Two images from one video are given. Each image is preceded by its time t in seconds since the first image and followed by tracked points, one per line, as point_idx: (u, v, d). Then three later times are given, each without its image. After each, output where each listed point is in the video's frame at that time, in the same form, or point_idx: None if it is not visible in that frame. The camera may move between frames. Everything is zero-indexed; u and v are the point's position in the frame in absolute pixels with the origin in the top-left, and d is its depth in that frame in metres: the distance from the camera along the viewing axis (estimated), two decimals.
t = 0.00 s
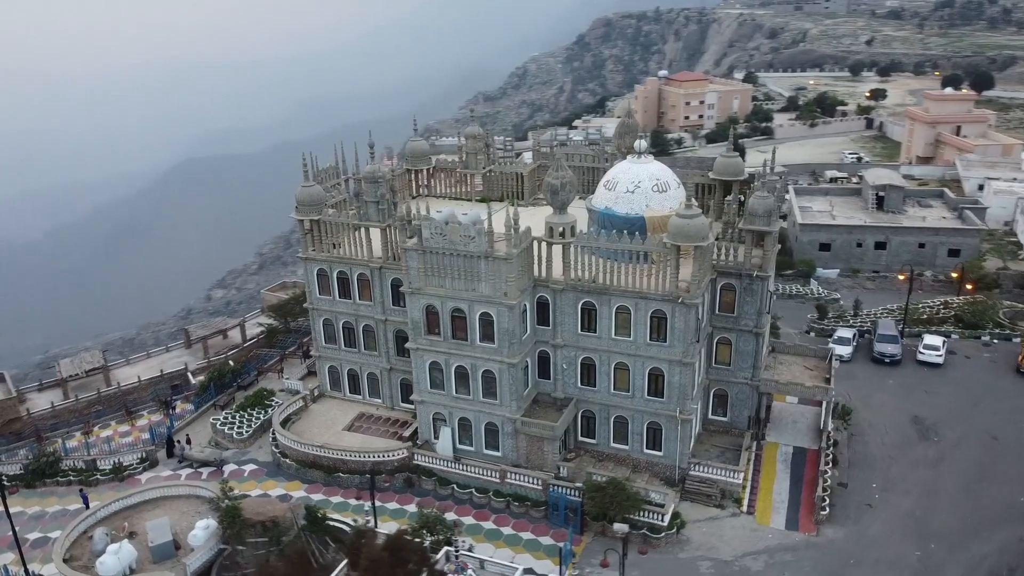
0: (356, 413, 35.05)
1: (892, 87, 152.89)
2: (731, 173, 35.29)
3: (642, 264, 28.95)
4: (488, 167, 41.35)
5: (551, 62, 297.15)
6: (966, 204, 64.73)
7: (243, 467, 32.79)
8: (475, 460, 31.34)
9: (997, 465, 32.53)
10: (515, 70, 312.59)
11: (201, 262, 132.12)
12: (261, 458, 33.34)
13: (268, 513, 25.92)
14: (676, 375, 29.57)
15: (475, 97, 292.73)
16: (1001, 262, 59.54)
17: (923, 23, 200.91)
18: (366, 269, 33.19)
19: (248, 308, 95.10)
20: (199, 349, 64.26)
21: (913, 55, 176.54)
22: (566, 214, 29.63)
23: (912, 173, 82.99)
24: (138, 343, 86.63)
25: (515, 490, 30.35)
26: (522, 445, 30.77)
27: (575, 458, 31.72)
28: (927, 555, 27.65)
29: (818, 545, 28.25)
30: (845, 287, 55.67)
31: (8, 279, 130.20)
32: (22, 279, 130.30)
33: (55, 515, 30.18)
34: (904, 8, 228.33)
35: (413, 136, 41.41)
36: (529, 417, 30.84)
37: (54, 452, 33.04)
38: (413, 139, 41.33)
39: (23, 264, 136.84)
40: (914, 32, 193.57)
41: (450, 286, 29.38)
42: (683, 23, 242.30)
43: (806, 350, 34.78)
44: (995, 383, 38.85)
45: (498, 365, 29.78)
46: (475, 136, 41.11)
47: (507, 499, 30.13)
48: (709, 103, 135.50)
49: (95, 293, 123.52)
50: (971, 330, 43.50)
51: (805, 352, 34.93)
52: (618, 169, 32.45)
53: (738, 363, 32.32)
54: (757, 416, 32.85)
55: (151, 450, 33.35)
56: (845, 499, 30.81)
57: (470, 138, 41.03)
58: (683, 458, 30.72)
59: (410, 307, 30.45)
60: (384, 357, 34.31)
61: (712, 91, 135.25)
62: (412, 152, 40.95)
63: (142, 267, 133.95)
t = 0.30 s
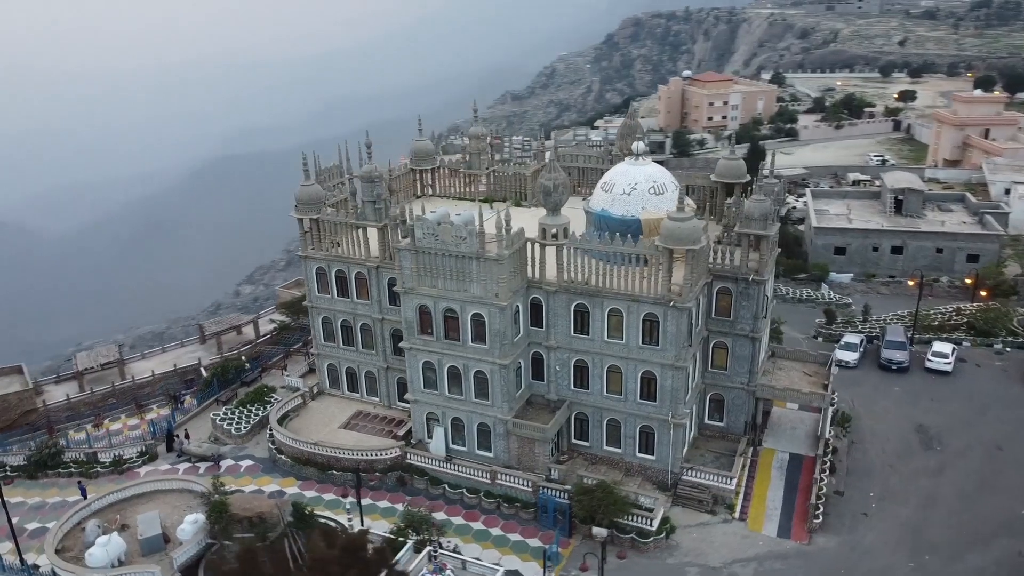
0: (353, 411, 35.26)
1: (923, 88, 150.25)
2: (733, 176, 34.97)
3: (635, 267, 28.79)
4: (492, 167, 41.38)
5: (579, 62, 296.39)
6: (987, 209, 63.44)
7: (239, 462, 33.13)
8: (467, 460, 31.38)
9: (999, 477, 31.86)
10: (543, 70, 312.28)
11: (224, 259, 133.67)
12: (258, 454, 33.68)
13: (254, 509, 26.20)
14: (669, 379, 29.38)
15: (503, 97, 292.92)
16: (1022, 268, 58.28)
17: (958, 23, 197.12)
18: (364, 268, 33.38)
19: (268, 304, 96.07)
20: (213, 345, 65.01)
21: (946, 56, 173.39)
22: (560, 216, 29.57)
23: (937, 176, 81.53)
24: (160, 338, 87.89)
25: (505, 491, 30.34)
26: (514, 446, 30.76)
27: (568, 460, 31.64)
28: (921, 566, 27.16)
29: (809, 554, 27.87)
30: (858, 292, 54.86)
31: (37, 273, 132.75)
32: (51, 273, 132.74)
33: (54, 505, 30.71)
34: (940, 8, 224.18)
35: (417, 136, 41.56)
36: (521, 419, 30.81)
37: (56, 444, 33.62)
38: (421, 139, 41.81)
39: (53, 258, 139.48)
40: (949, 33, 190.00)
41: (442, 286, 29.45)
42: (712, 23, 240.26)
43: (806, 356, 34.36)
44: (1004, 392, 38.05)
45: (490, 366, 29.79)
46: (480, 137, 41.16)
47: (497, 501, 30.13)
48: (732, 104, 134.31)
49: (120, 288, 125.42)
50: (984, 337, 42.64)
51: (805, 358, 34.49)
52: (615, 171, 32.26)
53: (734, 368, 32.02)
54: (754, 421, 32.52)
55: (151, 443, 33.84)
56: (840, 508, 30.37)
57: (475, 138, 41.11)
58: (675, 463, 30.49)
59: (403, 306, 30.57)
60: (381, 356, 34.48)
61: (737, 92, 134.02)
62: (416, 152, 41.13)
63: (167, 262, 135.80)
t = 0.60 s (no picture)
0: (351, 409, 35.48)
1: (956, 89, 147.40)
2: (735, 178, 34.59)
3: (627, 270, 28.64)
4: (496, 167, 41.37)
5: (607, 62, 295.20)
6: (1009, 214, 62.08)
7: (237, 458, 33.51)
8: (459, 461, 31.42)
9: (1002, 489, 31.17)
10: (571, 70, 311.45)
11: (246, 257, 135.12)
12: (255, 450, 34.02)
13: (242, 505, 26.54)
14: (661, 383, 29.17)
15: (530, 96, 292.74)
16: None
17: (995, 24, 192.94)
18: (361, 267, 33.58)
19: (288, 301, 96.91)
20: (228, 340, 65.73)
21: (980, 57, 170.00)
22: (553, 218, 29.51)
23: (963, 181, 79.89)
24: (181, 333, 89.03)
25: (496, 492, 30.33)
26: (506, 448, 30.74)
27: (560, 463, 31.56)
28: None
29: (800, 563, 27.48)
30: (872, 297, 53.99)
31: (65, 268, 135.31)
32: (78, 268, 135.19)
33: (54, 496, 31.28)
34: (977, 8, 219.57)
35: (422, 136, 41.69)
36: (513, 420, 30.78)
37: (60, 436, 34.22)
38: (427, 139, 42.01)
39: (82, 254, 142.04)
40: (986, 33, 186.08)
41: (435, 286, 29.52)
42: (742, 23, 237.77)
43: (805, 362, 33.93)
44: (1013, 402, 37.22)
45: (481, 366, 29.81)
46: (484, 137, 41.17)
47: (488, 501, 30.14)
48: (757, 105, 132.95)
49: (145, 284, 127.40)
50: (996, 345, 41.74)
51: (805, 364, 34.04)
52: (613, 173, 32.08)
53: (731, 373, 31.71)
54: (750, 427, 32.19)
55: (152, 437, 34.35)
56: (835, 517, 29.93)
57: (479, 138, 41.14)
58: (667, 467, 30.27)
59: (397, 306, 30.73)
60: (378, 355, 34.64)
61: (762, 94, 132.60)
62: (420, 151, 41.26)
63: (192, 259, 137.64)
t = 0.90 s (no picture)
0: (348, 406, 35.71)
1: (989, 91, 144.34)
2: (736, 181, 34.30)
3: (619, 272, 28.49)
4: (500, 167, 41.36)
5: (635, 61, 293.71)
6: None
7: (234, 453, 33.88)
8: (451, 460, 31.47)
9: (1003, 501, 30.50)
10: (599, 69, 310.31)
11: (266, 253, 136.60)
12: (252, 446, 34.38)
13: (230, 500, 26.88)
14: (652, 386, 28.99)
15: (558, 96, 292.31)
16: None
17: None
18: (359, 266, 33.78)
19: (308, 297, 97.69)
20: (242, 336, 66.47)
21: (1016, 58, 166.28)
22: (546, 219, 29.46)
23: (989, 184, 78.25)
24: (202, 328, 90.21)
25: (486, 493, 30.34)
26: (497, 448, 30.72)
27: (552, 465, 31.49)
28: None
29: (789, 571, 27.13)
30: (886, 302, 53.16)
31: (94, 266, 137.97)
32: (106, 265, 137.72)
33: (54, 487, 31.88)
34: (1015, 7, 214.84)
35: (427, 136, 41.82)
36: (505, 421, 30.76)
37: (63, 428, 34.85)
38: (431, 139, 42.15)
39: (110, 251, 144.76)
40: None
41: (427, 286, 29.60)
42: (772, 23, 235.05)
43: (805, 368, 33.49)
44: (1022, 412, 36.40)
45: (473, 367, 29.83)
46: (488, 137, 41.17)
47: (478, 502, 30.15)
48: (781, 106, 131.49)
49: (169, 280, 129.29)
50: (1008, 353, 40.86)
51: (804, 370, 33.60)
52: (610, 175, 31.88)
53: (726, 377, 31.40)
54: (745, 432, 31.85)
55: (153, 431, 34.85)
56: (829, 525, 29.49)
57: (483, 139, 41.15)
58: (659, 471, 30.06)
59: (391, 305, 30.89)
60: (375, 353, 34.81)
61: (787, 94, 131.04)
62: (425, 151, 41.40)
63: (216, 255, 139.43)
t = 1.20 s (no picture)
0: (347, 404, 35.94)
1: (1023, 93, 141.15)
2: (736, 184, 34.17)
3: (611, 275, 28.34)
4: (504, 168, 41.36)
5: (664, 61, 292.00)
6: None
7: (232, 448, 34.26)
8: (444, 460, 31.54)
9: (1004, 513, 29.86)
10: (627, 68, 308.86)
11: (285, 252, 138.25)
12: (251, 441, 34.74)
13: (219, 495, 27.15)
14: (643, 390, 28.81)
15: (585, 95, 291.64)
16: None
17: None
18: (357, 265, 33.94)
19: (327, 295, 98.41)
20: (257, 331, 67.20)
21: None
22: (539, 220, 29.39)
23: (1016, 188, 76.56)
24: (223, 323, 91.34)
25: (476, 493, 30.35)
26: (489, 449, 30.71)
27: (544, 467, 31.43)
28: None
29: None
30: (900, 307, 52.31)
31: (117, 270, 141.00)
32: (128, 269, 140.94)
33: (56, 478, 32.48)
34: None
35: (432, 135, 41.94)
36: (497, 422, 30.75)
37: (67, 421, 35.50)
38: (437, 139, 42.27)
39: (134, 256, 148.04)
40: None
41: (420, 286, 29.69)
42: (803, 23, 232.01)
43: (804, 373, 33.05)
44: None
45: (465, 367, 29.86)
46: (492, 137, 41.17)
47: (468, 502, 30.18)
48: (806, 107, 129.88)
49: (188, 284, 131.65)
50: (1019, 362, 40.00)
51: (803, 376, 33.15)
52: (608, 177, 31.69)
53: (721, 382, 31.11)
54: (740, 437, 31.52)
55: (155, 425, 35.37)
56: (822, 534, 29.08)
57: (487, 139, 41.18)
58: (650, 475, 29.86)
59: (385, 303, 31.10)
60: (373, 352, 34.97)
61: (812, 95, 129.24)
62: (429, 151, 41.51)
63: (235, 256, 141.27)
